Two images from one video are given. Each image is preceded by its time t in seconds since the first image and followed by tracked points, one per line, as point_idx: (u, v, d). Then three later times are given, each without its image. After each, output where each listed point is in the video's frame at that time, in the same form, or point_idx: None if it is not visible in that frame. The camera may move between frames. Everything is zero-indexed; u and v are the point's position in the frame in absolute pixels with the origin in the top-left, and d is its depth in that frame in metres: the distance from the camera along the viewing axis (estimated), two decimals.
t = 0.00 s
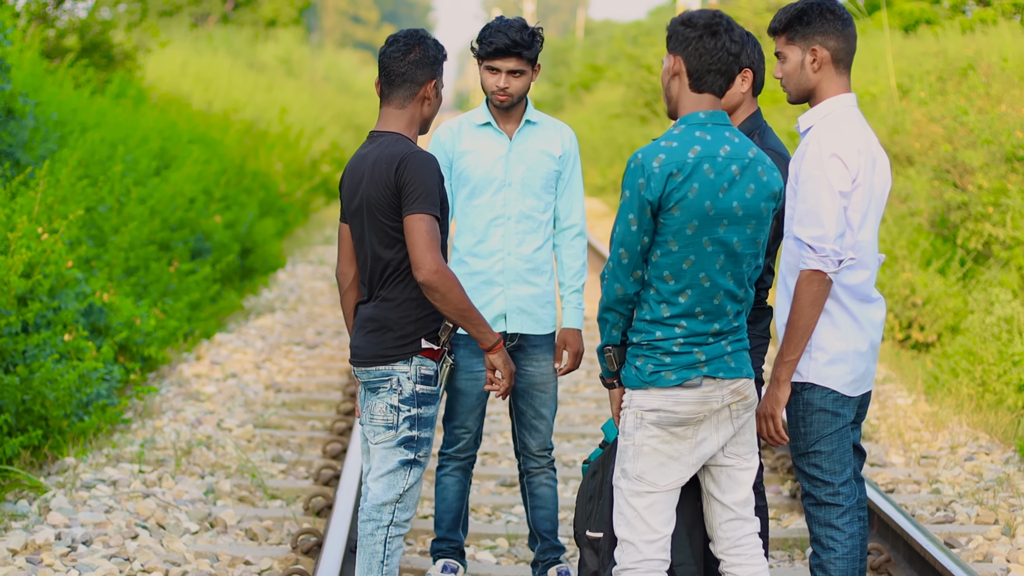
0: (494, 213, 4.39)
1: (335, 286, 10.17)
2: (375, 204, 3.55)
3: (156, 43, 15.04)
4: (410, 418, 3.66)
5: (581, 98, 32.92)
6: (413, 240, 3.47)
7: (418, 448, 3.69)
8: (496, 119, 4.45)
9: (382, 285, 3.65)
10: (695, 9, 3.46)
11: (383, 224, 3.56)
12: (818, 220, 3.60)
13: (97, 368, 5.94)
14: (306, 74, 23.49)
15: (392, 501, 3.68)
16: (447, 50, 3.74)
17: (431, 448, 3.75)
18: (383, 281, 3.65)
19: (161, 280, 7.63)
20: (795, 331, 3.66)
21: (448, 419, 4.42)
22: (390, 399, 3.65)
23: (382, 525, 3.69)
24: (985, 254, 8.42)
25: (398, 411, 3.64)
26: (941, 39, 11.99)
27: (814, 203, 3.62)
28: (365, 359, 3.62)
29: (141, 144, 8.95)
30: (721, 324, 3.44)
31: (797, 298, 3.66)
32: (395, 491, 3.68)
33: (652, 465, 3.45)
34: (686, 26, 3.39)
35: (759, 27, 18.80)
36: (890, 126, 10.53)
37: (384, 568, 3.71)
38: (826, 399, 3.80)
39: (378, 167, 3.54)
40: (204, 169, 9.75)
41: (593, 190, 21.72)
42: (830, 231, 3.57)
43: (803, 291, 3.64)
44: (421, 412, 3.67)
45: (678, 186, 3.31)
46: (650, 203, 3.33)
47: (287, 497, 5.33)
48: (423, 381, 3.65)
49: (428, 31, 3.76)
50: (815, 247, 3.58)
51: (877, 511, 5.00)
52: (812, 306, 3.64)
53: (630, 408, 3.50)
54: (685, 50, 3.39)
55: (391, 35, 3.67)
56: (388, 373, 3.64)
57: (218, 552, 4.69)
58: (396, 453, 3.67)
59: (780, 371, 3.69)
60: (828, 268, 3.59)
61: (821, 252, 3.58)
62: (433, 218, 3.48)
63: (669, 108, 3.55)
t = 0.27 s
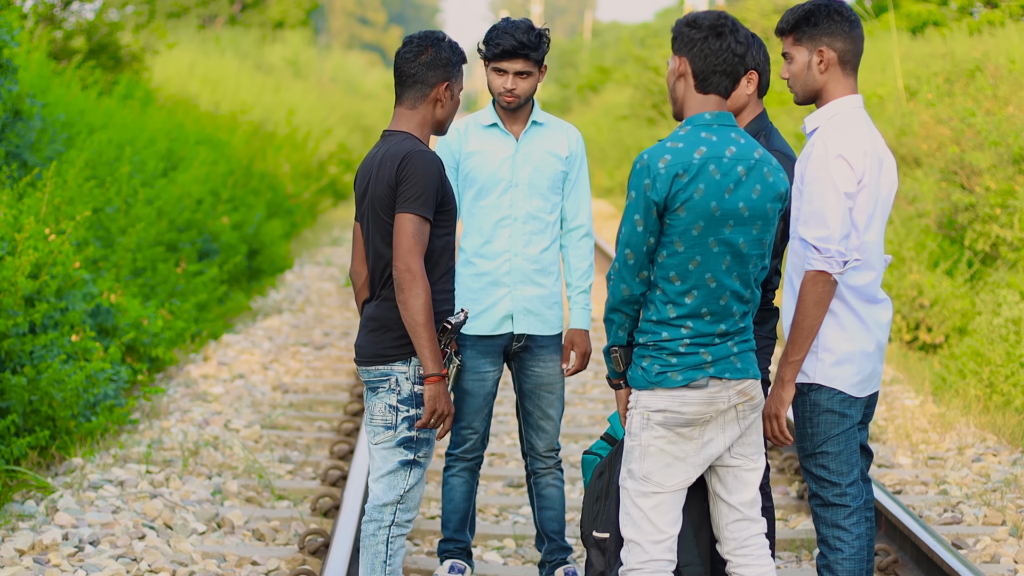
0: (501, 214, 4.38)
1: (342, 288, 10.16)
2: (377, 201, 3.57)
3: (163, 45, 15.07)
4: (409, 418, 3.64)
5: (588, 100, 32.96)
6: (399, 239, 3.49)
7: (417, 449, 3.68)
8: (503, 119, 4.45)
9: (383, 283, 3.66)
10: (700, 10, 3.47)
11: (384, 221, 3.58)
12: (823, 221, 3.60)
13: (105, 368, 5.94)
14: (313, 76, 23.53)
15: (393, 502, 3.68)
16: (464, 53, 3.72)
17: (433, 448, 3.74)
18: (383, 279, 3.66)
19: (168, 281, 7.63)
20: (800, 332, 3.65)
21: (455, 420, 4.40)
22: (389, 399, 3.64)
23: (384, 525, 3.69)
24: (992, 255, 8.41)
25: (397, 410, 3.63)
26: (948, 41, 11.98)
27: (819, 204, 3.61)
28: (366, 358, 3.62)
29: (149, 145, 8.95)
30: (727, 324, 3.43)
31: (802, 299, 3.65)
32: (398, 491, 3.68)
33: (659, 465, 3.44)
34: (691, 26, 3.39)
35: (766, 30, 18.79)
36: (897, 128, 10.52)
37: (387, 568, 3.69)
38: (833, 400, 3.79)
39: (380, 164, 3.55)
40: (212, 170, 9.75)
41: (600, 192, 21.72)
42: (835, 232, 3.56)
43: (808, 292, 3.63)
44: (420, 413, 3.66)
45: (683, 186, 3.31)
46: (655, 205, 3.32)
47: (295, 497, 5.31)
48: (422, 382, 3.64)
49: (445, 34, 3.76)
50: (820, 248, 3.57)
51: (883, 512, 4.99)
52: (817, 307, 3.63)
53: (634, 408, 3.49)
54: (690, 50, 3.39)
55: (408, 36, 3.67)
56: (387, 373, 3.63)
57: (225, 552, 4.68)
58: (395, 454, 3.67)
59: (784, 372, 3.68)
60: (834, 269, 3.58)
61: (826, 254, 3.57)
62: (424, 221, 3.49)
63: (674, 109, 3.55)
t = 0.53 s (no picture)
0: (507, 214, 4.38)
1: (348, 287, 10.17)
2: (372, 193, 3.63)
3: (170, 45, 15.10)
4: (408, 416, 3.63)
5: (594, 99, 32.95)
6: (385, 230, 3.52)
7: (417, 446, 3.67)
8: (509, 119, 4.44)
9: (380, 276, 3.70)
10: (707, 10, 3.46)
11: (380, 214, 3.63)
12: (829, 220, 3.58)
13: (111, 368, 5.94)
14: (319, 75, 23.55)
15: (397, 501, 3.69)
16: (470, 57, 3.64)
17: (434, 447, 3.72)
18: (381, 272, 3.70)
19: (175, 280, 7.64)
20: (806, 331, 3.64)
21: (461, 419, 4.41)
22: (387, 398, 3.63)
23: (388, 523, 3.70)
24: (999, 255, 8.39)
25: (396, 409, 3.62)
26: (955, 41, 11.96)
27: (825, 204, 3.60)
28: (366, 355, 3.63)
29: (155, 144, 8.95)
30: (733, 323, 3.43)
31: (807, 298, 3.64)
32: (400, 491, 3.67)
33: (665, 464, 3.44)
34: (699, 26, 3.38)
35: (772, 29, 18.76)
36: (903, 128, 10.51)
37: (392, 566, 3.71)
38: (837, 399, 3.79)
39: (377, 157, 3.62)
40: (218, 169, 9.75)
41: (607, 191, 21.69)
42: (841, 231, 3.55)
43: (813, 291, 3.62)
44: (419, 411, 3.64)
45: (689, 186, 3.30)
46: (661, 204, 3.31)
47: (301, 497, 5.32)
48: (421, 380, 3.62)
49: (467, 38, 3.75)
50: (826, 247, 3.56)
51: (890, 511, 4.98)
52: (822, 306, 3.62)
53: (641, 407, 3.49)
54: (697, 50, 3.39)
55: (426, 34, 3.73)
56: (385, 371, 3.63)
57: (231, 551, 4.68)
58: (396, 453, 3.66)
59: (790, 371, 3.68)
60: (840, 269, 3.57)
61: (832, 253, 3.55)
62: (409, 213, 3.50)
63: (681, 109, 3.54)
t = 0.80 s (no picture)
0: (517, 213, 4.39)
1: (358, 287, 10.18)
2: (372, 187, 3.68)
3: (180, 44, 15.13)
4: (397, 412, 3.64)
5: (604, 99, 32.94)
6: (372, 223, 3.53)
7: (410, 441, 3.66)
8: (519, 118, 4.42)
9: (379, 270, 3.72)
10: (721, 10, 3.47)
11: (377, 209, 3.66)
12: (841, 219, 3.58)
13: (121, 367, 5.94)
14: (328, 75, 23.59)
15: (400, 497, 3.68)
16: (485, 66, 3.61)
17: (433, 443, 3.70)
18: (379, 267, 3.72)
19: (185, 280, 7.63)
20: (817, 330, 3.63)
21: (470, 419, 4.39)
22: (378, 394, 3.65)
23: (392, 520, 3.69)
24: (1009, 255, 8.37)
25: (386, 404, 3.64)
26: (965, 40, 11.93)
27: (837, 203, 3.59)
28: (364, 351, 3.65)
29: (165, 143, 8.96)
30: (744, 323, 3.41)
31: (818, 298, 3.63)
32: (401, 488, 3.67)
33: (674, 464, 3.43)
34: (709, 25, 3.39)
35: (781, 29, 18.72)
36: (913, 128, 10.48)
37: (398, 563, 3.69)
38: (847, 399, 3.77)
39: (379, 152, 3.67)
40: (228, 169, 9.75)
41: (616, 191, 21.66)
42: (853, 230, 3.54)
43: (824, 290, 3.60)
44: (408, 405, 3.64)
45: (701, 184, 3.28)
46: (673, 200, 3.30)
47: (311, 496, 5.31)
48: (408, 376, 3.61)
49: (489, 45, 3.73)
50: (838, 246, 3.55)
51: (899, 511, 4.97)
52: (833, 305, 3.61)
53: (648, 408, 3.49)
54: (708, 49, 3.38)
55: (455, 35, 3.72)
56: (376, 367, 3.64)
57: (241, 551, 4.68)
58: (391, 448, 3.67)
59: (800, 369, 3.68)
60: (851, 268, 3.56)
61: (844, 252, 3.55)
62: (395, 206, 3.50)
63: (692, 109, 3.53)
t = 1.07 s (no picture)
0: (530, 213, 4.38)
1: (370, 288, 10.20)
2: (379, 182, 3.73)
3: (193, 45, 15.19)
4: (389, 397, 3.64)
5: (617, 100, 32.95)
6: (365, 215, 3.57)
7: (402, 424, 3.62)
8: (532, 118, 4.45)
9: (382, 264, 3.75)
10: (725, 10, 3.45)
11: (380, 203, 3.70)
12: (856, 218, 3.56)
13: (134, 367, 5.94)
14: (341, 76, 23.66)
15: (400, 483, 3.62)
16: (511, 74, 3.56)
17: (429, 427, 3.64)
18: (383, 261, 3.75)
19: (198, 280, 7.65)
20: (831, 329, 3.60)
21: (484, 418, 4.36)
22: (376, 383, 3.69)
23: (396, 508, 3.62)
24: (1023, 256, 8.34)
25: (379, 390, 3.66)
26: (979, 41, 11.90)
27: (852, 201, 3.57)
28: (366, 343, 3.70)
29: (178, 144, 8.97)
30: (757, 322, 3.39)
31: (833, 296, 3.60)
32: (396, 472, 3.61)
33: (688, 464, 3.42)
34: (717, 25, 3.36)
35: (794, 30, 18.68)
36: (926, 128, 10.46)
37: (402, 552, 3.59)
38: (860, 397, 3.76)
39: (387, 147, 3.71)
40: (241, 169, 9.75)
41: (628, 192, 21.63)
42: (868, 229, 3.52)
43: (839, 289, 3.58)
44: (397, 389, 3.62)
45: (716, 183, 3.26)
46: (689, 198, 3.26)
47: (324, 496, 5.31)
48: (397, 361, 3.62)
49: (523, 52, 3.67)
50: (853, 244, 3.53)
51: (912, 512, 4.96)
52: (849, 304, 3.58)
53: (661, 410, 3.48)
54: (716, 48, 3.36)
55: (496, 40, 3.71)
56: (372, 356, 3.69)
57: (254, 550, 4.68)
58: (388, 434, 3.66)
59: (815, 368, 3.66)
60: (867, 266, 3.54)
61: (859, 250, 3.52)
62: (386, 199, 3.52)
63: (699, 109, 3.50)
